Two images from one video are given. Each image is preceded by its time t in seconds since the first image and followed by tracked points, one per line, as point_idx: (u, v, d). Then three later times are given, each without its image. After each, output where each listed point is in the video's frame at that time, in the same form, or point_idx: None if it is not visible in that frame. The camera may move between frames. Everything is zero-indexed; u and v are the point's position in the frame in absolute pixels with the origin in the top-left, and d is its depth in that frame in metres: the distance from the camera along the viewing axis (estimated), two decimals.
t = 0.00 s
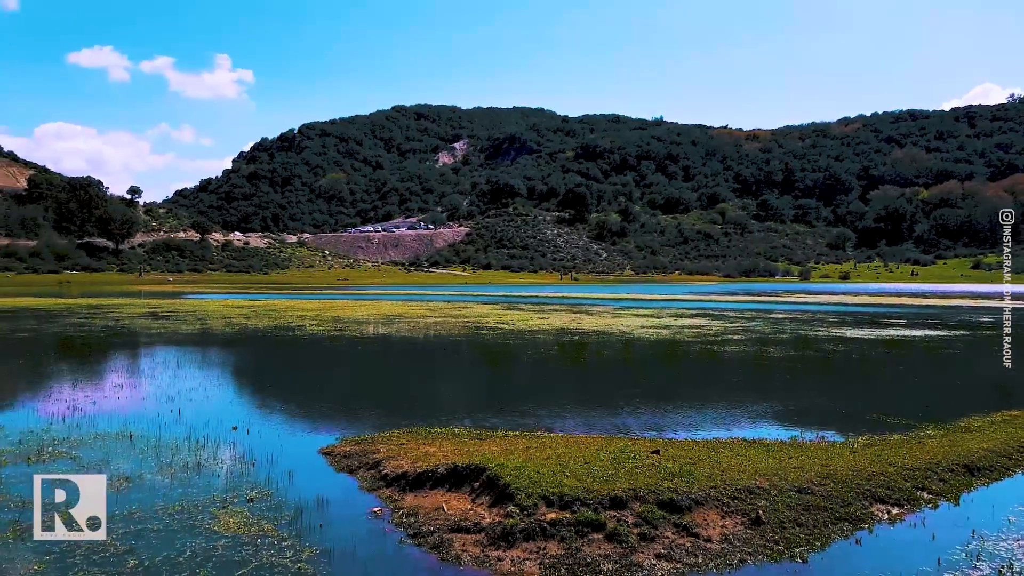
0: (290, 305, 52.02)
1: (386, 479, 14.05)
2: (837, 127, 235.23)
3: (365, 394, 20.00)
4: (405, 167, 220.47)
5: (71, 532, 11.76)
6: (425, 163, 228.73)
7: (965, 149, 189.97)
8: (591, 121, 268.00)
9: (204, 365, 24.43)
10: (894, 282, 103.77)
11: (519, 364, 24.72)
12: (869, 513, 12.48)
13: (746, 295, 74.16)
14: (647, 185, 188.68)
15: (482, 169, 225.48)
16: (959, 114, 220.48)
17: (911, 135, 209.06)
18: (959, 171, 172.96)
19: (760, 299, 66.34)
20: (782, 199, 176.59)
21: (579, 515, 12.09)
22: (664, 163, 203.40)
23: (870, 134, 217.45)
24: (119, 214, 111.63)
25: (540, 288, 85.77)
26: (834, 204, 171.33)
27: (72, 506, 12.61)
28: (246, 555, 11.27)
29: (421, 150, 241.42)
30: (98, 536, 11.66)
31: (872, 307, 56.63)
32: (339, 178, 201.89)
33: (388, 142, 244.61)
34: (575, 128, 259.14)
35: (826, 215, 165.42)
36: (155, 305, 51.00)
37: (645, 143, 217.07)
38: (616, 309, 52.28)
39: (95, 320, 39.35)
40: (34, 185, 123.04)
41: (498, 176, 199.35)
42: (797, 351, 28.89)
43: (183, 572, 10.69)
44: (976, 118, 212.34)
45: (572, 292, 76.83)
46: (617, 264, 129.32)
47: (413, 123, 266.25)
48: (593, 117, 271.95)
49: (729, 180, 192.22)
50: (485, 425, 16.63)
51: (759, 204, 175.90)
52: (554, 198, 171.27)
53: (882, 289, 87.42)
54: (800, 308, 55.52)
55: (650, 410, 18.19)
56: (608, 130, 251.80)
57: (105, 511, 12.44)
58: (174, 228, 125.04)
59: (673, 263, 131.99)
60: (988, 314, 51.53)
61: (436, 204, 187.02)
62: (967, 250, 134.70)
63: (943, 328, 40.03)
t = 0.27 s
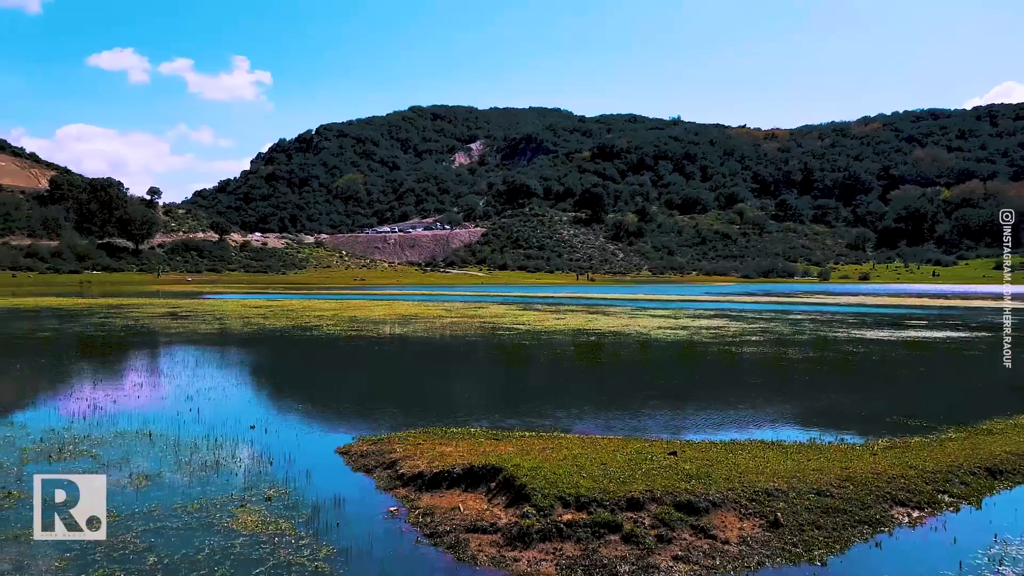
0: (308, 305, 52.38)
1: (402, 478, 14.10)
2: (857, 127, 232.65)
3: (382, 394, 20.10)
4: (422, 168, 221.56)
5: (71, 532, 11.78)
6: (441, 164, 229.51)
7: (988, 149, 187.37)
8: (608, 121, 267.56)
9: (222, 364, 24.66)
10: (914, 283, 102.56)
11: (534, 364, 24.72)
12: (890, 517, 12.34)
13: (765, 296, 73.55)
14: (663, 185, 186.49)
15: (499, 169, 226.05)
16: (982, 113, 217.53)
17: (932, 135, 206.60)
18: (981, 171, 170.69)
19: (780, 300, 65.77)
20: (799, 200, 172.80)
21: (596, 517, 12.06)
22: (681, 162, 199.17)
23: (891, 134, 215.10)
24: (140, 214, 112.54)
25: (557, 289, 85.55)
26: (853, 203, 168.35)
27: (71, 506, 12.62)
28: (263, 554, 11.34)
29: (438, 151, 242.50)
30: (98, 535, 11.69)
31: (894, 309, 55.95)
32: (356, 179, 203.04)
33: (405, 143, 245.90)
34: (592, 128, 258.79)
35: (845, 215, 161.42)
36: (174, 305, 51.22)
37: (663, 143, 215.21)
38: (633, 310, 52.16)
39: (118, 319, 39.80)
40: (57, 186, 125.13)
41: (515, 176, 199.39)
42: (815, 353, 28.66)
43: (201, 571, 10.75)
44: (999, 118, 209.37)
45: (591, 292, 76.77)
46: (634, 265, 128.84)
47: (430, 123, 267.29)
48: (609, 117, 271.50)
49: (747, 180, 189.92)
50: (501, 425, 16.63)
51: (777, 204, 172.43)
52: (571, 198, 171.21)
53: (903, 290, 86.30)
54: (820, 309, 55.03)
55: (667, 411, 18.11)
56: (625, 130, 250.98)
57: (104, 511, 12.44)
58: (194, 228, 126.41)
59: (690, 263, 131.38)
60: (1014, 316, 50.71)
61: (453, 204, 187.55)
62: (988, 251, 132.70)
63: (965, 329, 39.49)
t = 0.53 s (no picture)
0: (327, 305, 52.71)
1: (419, 478, 14.14)
2: (878, 126, 230.29)
3: (399, 394, 20.18)
4: (439, 168, 222.57)
5: (71, 532, 11.73)
6: (458, 164, 230.17)
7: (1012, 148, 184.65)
8: (625, 121, 267.08)
9: (241, 364, 24.88)
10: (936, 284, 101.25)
11: (551, 365, 24.76)
12: (911, 520, 12.22)
13: (786, 297, 72.91)
14: (681, 185, 185.63)
15: (516, 170, 226.40)
16: (1006, 112, 214.42)
17: (954, 134, 203.96)
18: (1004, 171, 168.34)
19: (801, 301, 65.18)
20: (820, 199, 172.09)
21: (613, 518, 12.01)
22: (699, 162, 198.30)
23: (913, 133, 212.62)
24: (159, 215, 113.55)
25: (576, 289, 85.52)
26: (874, 204, 167.08)
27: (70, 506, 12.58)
28: (281, 552, 11.40)
29: (455, 151, 243.40)
30: (98, 536, 11.65)
31: (916, 310, 55.34)
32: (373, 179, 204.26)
33: (422, 144, 247.17)
34: (609, 128, 258.38)
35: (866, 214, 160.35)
36: (192, 306, 51.40)
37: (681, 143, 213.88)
38: (651, 310, 52.05)
39: (144, 319, 40.33)
40: (79, 188, 127.07)
41: (532, 177, 199.50)
42: (834, 354, 28.44)
43: (221, 568, 10.84)
44: None
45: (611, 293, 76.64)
46: (652, 265, 128.35)
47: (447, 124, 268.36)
48: (627, 117, 270.91)
49: (766, 180, 188.34)
50: (519, 426, 16.63)
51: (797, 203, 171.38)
52: (588, 198, 171.12)
53: (925, 290, 85.19)
54: (841, 310, 54.52)
55: (685, 413, 18.05)
56: (642, 129, 250.23)
57: (105, 512, 12.40)
58: (213, 229, 127.73)
59: (708, 264, 130.67)
60: None
61: (470, 205, 188.07)
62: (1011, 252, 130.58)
63: (988, 331, 38.93)
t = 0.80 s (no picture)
0: (346, 305, 52.98)
1: (437, 478, 14.16)
2: (899, 125, 227.45)
3: (417, 393, 20.25)
4: (457, 168, 223.21)
5: (71, 532, 11.73)
6: (475, 164, 230.53)
7: None
8: (643, 121, 266.16)
9: (261, 363, 25.08)
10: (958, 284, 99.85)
11: (568, 365, 24.73)
12: (933, 523, 12.08)
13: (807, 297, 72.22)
14: (700, 185, 184.74)
15: (533, 169, 226.37)
16: None
17: (977, 132, 200.93)
18: None
19: (822, 302, 64.53)
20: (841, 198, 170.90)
21: (631, 519, 11.95)
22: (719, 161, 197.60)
23: (935, 132, 209.84)
24: (180, 215, 114.69)
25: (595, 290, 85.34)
26: (896, 203, 165.30)
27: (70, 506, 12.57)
28: (299, 550, 11.47)
29: (473, 151, 243.93)
30: (98, 536, 11.64)
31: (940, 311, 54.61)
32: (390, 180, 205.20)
33: (439, 144, 248.13)
34: (627, 127, 257.54)
35: (888, 214, 158.90)
36: (215, 306, 51.81)
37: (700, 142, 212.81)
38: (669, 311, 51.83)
39: (171, 318, 40.84)
40: (100, 188, 128.77)
41: (549, 177, 199.28)
42: (855, 355, 28.16)
43: (241, 566, 10.92)
44: None
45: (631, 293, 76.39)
46: (671, 266, 127.72)
47: (464, 124, 269.18)
48: (645, 117, 269.88)
49: (786, 179, 186.65)
50: (537, 426, 16.63)
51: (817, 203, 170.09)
52: (606, 198, 170.80)
53: (948, 291, 84.00)
54: (862, 311, 53.97)
55: (703, 414, 17.98)
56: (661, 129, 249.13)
57: (105, 511, 12.38)
58: (232, 229, 128.88)
59: (728, 264, 129.78)
60: None
61: (487, 205, 188.34)
62: None
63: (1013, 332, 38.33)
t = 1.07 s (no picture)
0: (364, 304, 53.31)
1: (454, 477, 14.19)
2: (922, 123, 224.28)
3: (434, 393, 20.30)
4: (474, 168, 223.83)
5: (72, 532, 11.75)
6: (493, 164, 230.82)
7: None
8: (661, 120, 265.08)
9: (280, 361, 25.27)
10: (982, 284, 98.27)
11: (585, 366, 24.69)
12: (955, 526, 11.93)
13: (827, 297, 71.56)
14: (719, 184, 183.54)
15: (551, 169, 226.35)
16: None
17: (1002, 129, 197.64)
18: None
19: (844, 302, 63.86)
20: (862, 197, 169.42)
21: (650, 519, 11.91)
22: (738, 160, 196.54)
23: (958, 130, 206.81)
24: (200, 216, 115.53)
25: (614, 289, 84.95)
26: (919, 202, 163.17)
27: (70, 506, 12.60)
28: (318, 549, 11.52)
29: (490, 151, 244.38)
30: (98, 536, 11.66)
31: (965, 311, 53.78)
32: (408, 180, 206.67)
33: (457, 144, 248.99)
34: (645, 126, 256.65)
35: (911, 213, 157.09)
36: (234, 305, 51.68)
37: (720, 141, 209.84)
38: (687, 311, 51.67)
39: (195, 318, 41.09)
40: (122, 189, 130.49)
41: (567, 176, 199.02)
42: (877, 356, 27.84)
43: (260, 564, 11.00)
44: None
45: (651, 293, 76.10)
46: (689, 266, 127.03)
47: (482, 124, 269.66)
48: (663, 115, 268.77)
49: (806, 178, 184.64)
50: (555, 426, 16.65)
51: (838, 203, 168.50)
52: (623, 198, 170.43)
53: (971, 292, 82.68)
54: (884, 311, 53.42)
55: (719, 415, 17.94)
56: (680, 127, 247.82)
57: (105, 511, 12.37)
58: (252, 229, 130.03)
59: (747, 263, 128.92)
60: None
61: (505, 204, 188.53)
62: None
63: None
